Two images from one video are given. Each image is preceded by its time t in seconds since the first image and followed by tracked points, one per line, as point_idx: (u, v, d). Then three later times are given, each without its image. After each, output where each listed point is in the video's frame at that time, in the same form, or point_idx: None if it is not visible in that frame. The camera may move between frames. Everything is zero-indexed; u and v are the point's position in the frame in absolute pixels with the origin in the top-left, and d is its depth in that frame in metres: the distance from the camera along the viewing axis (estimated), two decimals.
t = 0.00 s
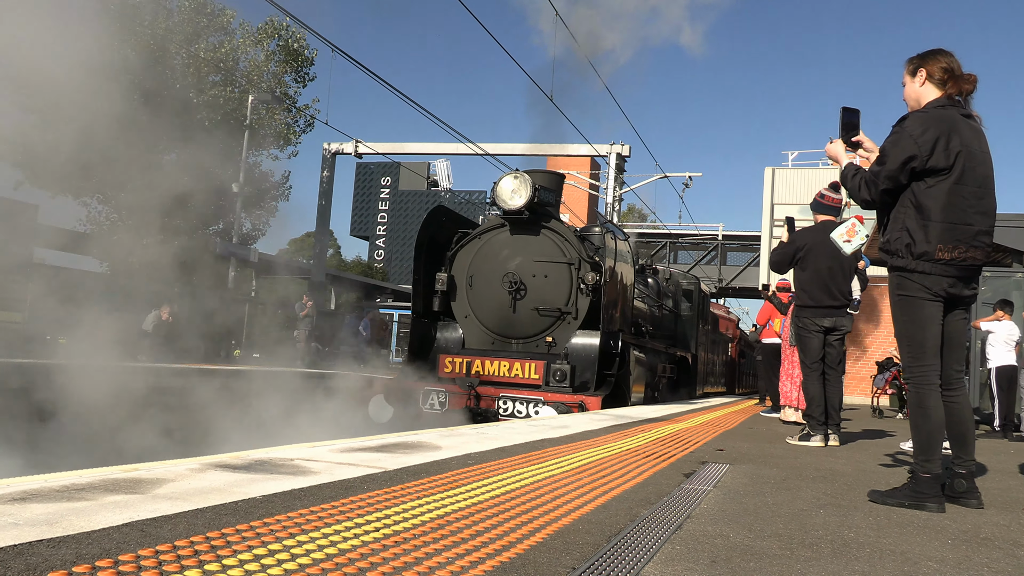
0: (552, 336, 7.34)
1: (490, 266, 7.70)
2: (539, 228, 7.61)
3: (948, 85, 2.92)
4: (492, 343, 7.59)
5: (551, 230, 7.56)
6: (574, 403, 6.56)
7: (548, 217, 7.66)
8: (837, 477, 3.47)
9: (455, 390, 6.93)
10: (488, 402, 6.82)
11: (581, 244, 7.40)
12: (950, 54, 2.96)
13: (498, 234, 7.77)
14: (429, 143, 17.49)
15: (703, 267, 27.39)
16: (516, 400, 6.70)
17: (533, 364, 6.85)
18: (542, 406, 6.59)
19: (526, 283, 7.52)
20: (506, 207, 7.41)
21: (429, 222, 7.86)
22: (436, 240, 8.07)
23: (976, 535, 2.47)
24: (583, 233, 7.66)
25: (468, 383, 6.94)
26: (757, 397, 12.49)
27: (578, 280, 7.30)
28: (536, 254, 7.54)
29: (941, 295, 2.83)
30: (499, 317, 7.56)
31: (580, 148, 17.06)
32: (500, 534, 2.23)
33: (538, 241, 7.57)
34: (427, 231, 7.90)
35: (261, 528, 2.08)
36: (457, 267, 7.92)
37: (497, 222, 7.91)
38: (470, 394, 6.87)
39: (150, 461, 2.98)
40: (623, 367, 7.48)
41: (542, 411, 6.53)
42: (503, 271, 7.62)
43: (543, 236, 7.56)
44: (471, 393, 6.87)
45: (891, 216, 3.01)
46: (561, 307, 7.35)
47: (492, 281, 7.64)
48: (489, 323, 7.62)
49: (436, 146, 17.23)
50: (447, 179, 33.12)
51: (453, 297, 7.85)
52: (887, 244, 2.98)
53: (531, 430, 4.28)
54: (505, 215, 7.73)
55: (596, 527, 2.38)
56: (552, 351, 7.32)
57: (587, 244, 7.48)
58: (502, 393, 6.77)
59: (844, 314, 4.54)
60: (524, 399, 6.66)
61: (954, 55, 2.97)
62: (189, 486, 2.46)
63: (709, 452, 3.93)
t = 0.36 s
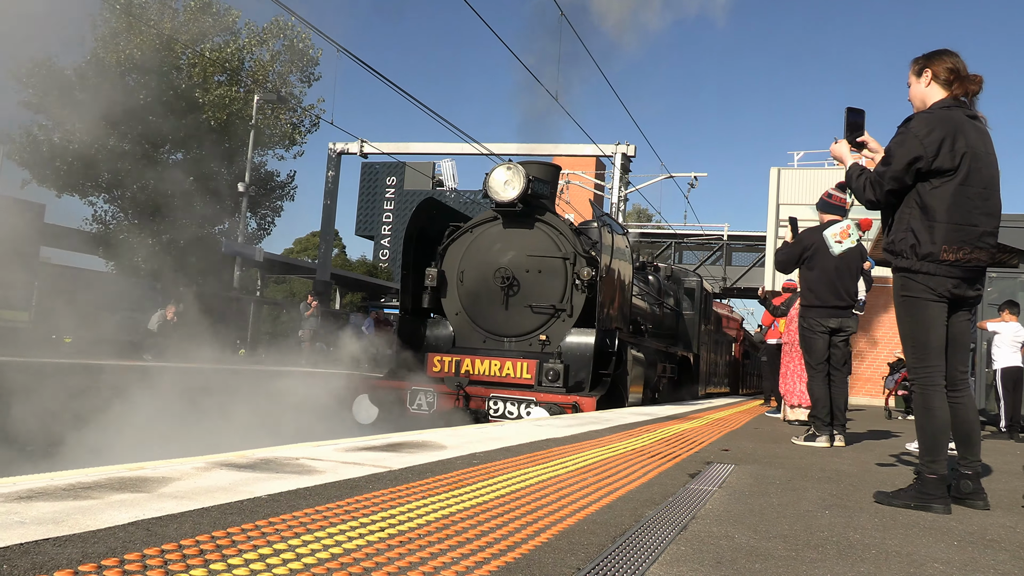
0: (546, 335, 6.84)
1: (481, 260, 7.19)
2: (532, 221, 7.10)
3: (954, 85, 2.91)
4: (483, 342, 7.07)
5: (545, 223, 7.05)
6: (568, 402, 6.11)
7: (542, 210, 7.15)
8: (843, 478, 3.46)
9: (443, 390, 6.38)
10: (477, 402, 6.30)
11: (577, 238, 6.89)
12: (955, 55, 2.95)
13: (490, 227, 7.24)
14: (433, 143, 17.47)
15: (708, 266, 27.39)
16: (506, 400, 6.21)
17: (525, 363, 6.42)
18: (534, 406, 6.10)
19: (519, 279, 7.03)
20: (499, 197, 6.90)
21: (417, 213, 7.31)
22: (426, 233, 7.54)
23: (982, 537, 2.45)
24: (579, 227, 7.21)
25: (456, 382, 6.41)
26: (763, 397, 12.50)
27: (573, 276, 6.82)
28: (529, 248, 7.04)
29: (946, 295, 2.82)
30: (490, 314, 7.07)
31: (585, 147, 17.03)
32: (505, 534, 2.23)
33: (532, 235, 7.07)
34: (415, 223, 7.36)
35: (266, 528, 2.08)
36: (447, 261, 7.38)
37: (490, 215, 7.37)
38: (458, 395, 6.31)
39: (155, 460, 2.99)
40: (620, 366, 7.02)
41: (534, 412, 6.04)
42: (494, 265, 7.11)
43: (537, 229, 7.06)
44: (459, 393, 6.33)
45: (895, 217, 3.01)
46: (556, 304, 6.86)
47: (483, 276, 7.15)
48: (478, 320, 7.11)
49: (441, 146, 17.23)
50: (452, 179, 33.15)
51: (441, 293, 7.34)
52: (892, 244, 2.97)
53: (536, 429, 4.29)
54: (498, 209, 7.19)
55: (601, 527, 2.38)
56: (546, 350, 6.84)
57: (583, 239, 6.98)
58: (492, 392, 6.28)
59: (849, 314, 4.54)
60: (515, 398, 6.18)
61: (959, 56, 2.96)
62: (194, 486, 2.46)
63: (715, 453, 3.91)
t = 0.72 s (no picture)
0: (540, 333, 6.72)
1: (473, 256, 7.12)
2: (526, 214, 6.99)
3: (959, 85, 2.90)
4: (475, 340, 6.99)
5: (539, 216, 6.93)
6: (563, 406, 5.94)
7: (536, 202, 7.02)
8: (851, 479, 3.45)
9: (431, 390, 6.33)
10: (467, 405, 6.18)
11: (573, 232, 6.78)
12: (962, 54, 2.94)
13: (482, 222, 7.16)
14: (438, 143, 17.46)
15: (714, 266, 27.40)
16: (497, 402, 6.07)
17: (518, 363, 6.29)
18: (526, 407, 5.96)
19: (512, 274, 6.93)
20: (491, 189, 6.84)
21: (407, 209, 7.30)
22: (417, 228, 7.49)
23: (990, 537, 2.44)
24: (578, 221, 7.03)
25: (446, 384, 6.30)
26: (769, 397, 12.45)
27: (568, 271, 6.70)
28: (523, 243, 6.93)
29: (952, 295, 2.82)
30: (482, 312, 6.97)
31: (590, 148, 16.99)
32: (512, 535, 2.23)
33: (525, 229, 6.96)
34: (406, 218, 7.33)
35: (273, 529, 2.08)
36: (438, 257, 7.35)
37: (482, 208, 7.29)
38: (447, 396, 6.25)
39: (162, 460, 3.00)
40: (617, 365, 6.81)
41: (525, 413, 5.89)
42: (487, 261, 7.04)
43: (530, 223, 6.94)
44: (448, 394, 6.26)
45: (900, 217, 3.00)
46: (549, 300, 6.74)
47: (475, 272, 7.07)
48: (470, 318, 7.03)
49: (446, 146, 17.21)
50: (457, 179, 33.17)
51: (433, 290, 7.28)
52: (897, 244, 2.96)
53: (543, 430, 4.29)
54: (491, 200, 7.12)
55: (608, 528, 2.37)
56: (540, 349, 6.71)
57: (578, 233, 6.86)
58: (483, 393, 6.15)
59: (854, 314, 4.53)
60: (506, 400, 6.04)
61: (966, 55, 2.94)
62: (202, 486, 2.46)
63: (721, 454, 3.90)
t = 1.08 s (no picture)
0: (532, 331, 6.65)
1: (462, 251, 7.00)
2: (519, 207, 6.87)
3: (968, 87, 2.89)
4: (465, 339, 6.92)
5: (532, 210, 6.82)
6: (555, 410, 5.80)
7: (527, 196, 6.88)
8: (857, 482, 3.43)
9: (416, 392, 6.24)
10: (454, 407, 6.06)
11: (566, 227, 6.68)
12: (970, 56, 2.93)
13: (472, 215, 7.04)
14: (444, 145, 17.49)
15: (720, 268, 27.39)
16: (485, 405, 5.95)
17: (508, 364, 6.21)
18: (515, 411, 5.84)
19: (502, 270, 6.82)
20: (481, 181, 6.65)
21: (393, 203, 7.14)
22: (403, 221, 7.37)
23: (997, 541, 2.43)
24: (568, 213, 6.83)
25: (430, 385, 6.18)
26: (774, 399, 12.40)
27: (561, 267, 6.60)
28: (514, 238, 6.82)
29: (958, 297, 2.80)
30: (472, 310, 6.88)
31: (596, 149, 17.00)
32: (518, 537, 2.23)
33: (517, 223, 6.84)
34: (393, 210, 7.19)
35: (279, 530, 2.08)
36: (426, 252, 7.25)
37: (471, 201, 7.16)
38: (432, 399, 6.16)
39: (169, 462, 3.01)
40: (612, 366, 6.69)
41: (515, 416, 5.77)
42: (476, 256, 6.93)
43: (523, 217, 6.83)
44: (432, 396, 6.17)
45: (906, 218, 2.99)
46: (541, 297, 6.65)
47: (464, 267, 6.96)
48: (460, 316, 6.94)
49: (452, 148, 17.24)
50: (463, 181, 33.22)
51: (421, 286, 7.19)
52: (903, 246, 2.95)
53: (549, 432, 4.28)
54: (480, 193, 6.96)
55: (614, 531, 2.37)
56: (531, 348, 6.66)
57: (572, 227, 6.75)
58: (471, 395, 6.01)
59: (858, 317, 4.52)
60: (495, 403, 5.93)
61: (974, 57, 2.93)
62: (209, 488, 2.47)
63: (727, 456, 3.89)
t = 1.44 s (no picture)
0: (523, 331, 6.55)
1: (451, 248, 6.94)
2: (509, 201, 6.79)
3: (977, 90, 2.89)
4: (453, 340, 6.84)
5: (523, 204, 6.73)
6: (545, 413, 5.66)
7: (517, 188, 6.81)
8: (865, 486, 3.42)
9: (397, 395, 6.10)
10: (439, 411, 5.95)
11: (558, 221, 6.58)
12: (979, 59, 2.92)
13: (461, 211, 6.98)
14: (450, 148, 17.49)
15: (726, 271, 27.36)
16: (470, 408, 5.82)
17: (497, 365, 6.08)
18: (502, 414, 5.71)
19: (492, 267, 6.74)
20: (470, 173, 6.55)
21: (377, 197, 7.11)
22: (390, 219, 7.34)
23: (1006, 546, 2.42)
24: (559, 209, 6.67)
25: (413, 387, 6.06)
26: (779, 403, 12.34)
27: (554, 263, 6.53)
28: (504, 234, 6.73)
29: (966, 301, 2.80)
30: (461, 309, 6.81)
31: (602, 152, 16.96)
32: (525, 540, 2.22)
33: (508, 218, 6.76)
34: (379, 206, 7.15)
35: (286, 533, 2.08)
36: (414, 250, 7.20)
37: (461, 196, 7.10)
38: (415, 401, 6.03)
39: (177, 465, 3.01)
40: (607, 368, 6.67)
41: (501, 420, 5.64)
42: (465, 253, 6.86)
43: (513, 211, 6.75)
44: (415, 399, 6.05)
45: (915, 222, 2.98)
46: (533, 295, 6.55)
47: (453, 265, 6.90)
48: (448, 315, 6.87)
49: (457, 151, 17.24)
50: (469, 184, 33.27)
51: (408, 285, 7.13)
52: (912, 249, 2.94)
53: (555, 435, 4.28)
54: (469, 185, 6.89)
55: (620, 534, 2.36)
56: (521, 349, 6.55)
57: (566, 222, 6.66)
58: (456, 399, 5.89)
59: (867, 321, 4.53)
60: (480, 406, 5.80)
61: (984, 60, 2.92)
62: (216, 490, 2.47)
63: (733, 460, 3.88)
